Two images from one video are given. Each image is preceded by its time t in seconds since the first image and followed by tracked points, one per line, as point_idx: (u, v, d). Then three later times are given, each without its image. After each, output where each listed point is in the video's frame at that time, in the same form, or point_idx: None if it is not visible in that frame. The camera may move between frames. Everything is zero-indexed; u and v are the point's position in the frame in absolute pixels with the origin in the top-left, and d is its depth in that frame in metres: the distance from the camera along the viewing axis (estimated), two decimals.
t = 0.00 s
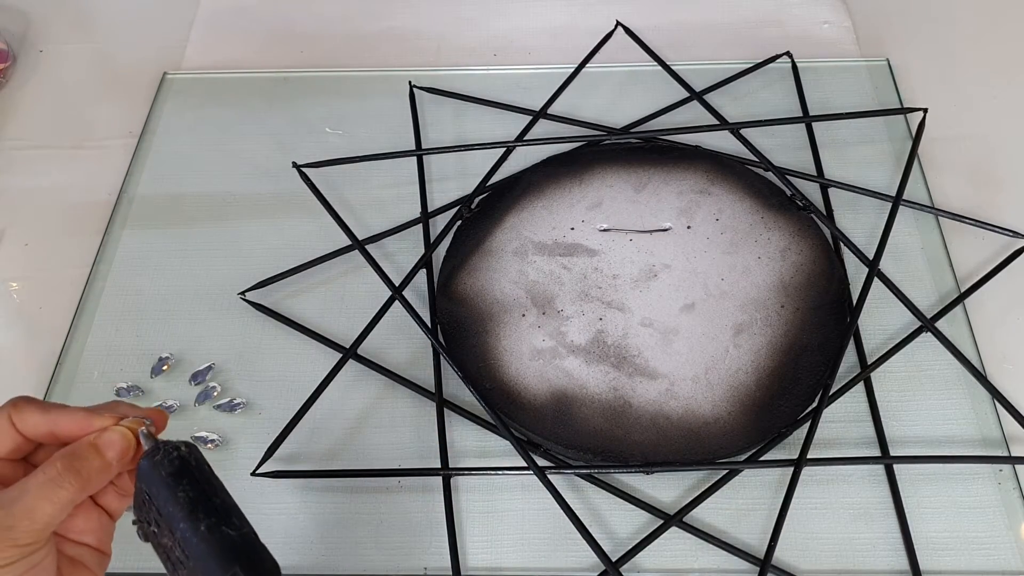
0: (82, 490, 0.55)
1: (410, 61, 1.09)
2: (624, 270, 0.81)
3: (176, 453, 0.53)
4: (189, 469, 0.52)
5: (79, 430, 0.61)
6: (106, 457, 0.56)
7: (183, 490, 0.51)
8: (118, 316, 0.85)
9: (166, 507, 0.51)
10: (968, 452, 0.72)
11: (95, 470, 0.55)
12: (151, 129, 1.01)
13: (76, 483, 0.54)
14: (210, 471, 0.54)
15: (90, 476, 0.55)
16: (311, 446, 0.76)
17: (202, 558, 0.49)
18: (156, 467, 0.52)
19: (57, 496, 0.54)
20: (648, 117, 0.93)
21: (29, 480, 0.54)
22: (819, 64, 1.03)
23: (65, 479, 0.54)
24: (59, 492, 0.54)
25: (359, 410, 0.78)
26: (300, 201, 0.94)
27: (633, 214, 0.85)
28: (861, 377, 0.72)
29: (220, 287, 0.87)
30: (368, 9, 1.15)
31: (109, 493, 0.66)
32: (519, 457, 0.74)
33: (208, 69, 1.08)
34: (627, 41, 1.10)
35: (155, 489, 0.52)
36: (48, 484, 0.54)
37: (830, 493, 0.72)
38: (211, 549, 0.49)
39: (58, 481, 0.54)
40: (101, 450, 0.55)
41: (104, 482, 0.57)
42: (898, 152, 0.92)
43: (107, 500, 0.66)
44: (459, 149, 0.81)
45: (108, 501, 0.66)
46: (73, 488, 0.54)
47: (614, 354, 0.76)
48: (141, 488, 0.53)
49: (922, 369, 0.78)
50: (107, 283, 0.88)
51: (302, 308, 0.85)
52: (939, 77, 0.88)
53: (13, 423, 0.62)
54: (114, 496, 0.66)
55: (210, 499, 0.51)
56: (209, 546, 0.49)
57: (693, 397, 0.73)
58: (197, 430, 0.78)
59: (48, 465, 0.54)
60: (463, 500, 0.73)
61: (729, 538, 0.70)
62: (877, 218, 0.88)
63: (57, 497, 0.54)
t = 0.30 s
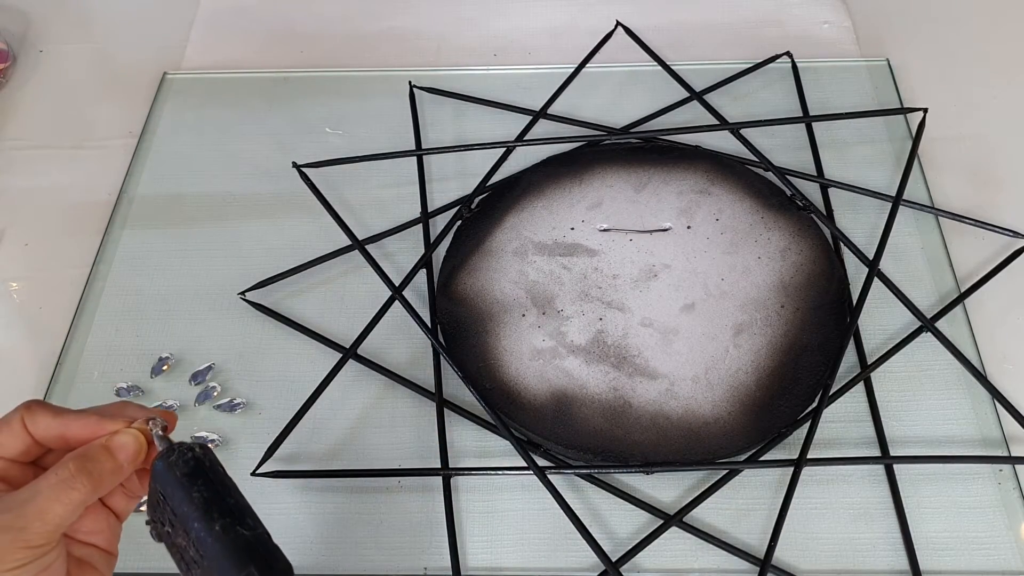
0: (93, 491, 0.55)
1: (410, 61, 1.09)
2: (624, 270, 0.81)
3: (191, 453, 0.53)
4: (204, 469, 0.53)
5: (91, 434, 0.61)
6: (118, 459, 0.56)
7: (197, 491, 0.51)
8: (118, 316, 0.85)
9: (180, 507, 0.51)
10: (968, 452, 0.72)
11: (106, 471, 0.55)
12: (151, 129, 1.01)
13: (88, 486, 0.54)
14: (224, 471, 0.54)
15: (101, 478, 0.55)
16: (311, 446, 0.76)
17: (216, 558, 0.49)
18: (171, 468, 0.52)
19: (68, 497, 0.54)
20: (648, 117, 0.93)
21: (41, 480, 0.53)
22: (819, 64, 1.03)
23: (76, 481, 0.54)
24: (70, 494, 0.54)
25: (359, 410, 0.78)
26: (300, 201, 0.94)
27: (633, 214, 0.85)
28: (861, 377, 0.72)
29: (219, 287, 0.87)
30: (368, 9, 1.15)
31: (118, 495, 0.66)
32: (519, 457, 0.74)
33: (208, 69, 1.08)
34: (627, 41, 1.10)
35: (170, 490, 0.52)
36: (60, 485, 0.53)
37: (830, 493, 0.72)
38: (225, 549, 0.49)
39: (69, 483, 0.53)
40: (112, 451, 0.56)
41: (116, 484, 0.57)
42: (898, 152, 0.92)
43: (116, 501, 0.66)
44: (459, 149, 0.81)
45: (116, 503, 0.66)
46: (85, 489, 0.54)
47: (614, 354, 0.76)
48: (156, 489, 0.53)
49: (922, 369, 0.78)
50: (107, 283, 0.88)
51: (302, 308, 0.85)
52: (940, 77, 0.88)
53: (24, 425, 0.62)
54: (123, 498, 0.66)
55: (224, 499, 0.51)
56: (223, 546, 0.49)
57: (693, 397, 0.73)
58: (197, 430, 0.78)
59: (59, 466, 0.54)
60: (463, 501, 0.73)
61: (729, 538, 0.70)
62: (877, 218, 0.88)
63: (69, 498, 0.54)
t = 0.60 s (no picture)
0: (92, 491, 0.55)
1: (411, 61, 1.09)
2: (624, 270, 0.81)
3: (191, 452, 0.53)
4: (204, 469, 0.53)
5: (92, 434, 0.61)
6: (117, 460, 0.55)
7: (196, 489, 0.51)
8: (118, 316, 0.85)
9: (180, 506, 0.51)
10: (969, 452, 0.72)
11: (105, 472, 0.55)
12: (151, 129, 1.01)
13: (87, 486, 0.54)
14: (224, 471, 0.53)
15: (100, 479, 0.55)
16: (311, 446, 0.76)
17: (215, 558, 0.49)
18: (171, 467, 0.52)
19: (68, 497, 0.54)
20: (648, 117, 0.93)
21: (40, 481, 0.53)
22: (819, 64, 1.03)
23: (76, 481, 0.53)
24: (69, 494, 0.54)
25: (359, 410, 0.78)
26: (300, 201, 0.94)
27: (632, 214, 0.85)
28: (861, 377, 0.72)
29: (220, 287, 0.87)
30: (368, 9, 1.15)
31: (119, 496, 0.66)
32: (519, 457, 0.74)
33: (208, 69, 1.08)
34: (627, 41, 1.10)
35: (170, 488, 0.52)
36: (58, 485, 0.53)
37: (830, 493, 0.72)
38: (224, 549, 0.49)
39: (68, 483, 0.53)
40: (112, 452, 0.55)
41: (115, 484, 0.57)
42: (898, 152, 0.93)
43: (116, 502, 0.66)
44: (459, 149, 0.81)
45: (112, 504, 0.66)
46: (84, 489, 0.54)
47: (614, 354, 0.76)
48: (156, 488, 0.53)
49: (922, 369, 0.78)
50: (107, 283, 0.88)
51: (302, 308, 0.85)
52: (940, 77, 0.88)
53: (24, 425, 0.62)
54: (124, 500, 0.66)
55: (224, 499, 0.51)
56: (222, 546, 0.49)
57: (693, 397, 0.73)
58: (197, 430, 0.78)
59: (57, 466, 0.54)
60: (463, 501, 0.73)
61: (729, 538, 0.70)
62: (877, 218, 0.88)
63: (68, 498, 0.54)
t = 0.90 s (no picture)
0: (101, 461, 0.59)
1: (411, 61, 1.09)
2: (624, 270, 0.81)
3: (209, 428, 0.52)
4: (220, 445, 0.52)
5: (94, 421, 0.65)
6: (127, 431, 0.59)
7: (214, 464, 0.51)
8: (118, 316, 0.85)
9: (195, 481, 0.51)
10: (969, 453, 0.72)
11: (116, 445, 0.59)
12: (151, 129, 1.01)
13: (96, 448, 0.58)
14: (242, 448, 0.53)
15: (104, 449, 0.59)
16: (311, 447, 0.76)
17: (220, 530, 0.49)
18: (189, 441, 0.52)
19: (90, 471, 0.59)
20: (648, 117, 0.93)
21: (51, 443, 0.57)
22: (819, 64, 1.03)
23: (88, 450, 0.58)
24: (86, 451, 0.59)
25: (359, 410, 0.78)
26: (300, 201, 0.94)
27: (633, 214, 0.85)
28: (861, 377, 0.72)
29: (220, 287, 0.87)
30: (368, 9, 1.15)
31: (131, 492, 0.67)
32: (519, 457, 0.74)
33: (208, 69, 1.08)
34: (627, 41, 1.10)
35: (187, 464, 0.52)
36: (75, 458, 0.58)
37: (830, 493, 0.72)
38: (229, 521, 0.49)
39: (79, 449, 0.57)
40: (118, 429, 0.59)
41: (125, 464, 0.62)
42: (898, 152, 0.93)
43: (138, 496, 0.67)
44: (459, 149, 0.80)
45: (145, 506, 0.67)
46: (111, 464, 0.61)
47: (614, 354, 0.76)
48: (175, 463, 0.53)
49: (923, 369, 0.78)
50: (107, 283, 0.88)
51: (302, 308, 0.85)
52: (940, 77, 0.88)
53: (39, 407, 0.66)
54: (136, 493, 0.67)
55: (236, 473, 0.51)
56: (227, 519, 0.49)
57: (693, 397, 0.73)
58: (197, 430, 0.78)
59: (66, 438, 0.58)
60: (464, 501, 0.73)
61: (729, 538, 0.70)
62: (877, 218, 0.88)
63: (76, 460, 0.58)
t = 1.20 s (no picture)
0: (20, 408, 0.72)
1: (411, 60, 1.09)
2: (624, 270, 0.81)
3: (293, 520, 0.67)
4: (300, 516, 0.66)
5: (71, 379, 0.73)
6: (84, 406, 0.75)
7: (255, 505, 0.67)
8: (118, 315, 0.85)
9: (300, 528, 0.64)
10: (968, 452, 0.72)
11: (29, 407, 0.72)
12: (151, 129, 1.01)
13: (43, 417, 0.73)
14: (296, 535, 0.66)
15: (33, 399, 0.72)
16: (311, 446, 0.76)
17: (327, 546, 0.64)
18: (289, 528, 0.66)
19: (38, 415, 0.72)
20: (648, 117, 0.93)
21: None
22: (819, 64, 1.03)
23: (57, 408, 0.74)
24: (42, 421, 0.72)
25: (360, 410, 0.78)
26: (300, 200, 0.94)
27: (633, 214, 0.85)
28: (861, 377, 0.72)
29: (220, 286, 0.87)
30: (368, 9, 1.15)
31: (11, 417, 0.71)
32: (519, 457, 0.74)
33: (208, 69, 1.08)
34: (627, 41, 1.10)
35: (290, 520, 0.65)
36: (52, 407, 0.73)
37: (830, 493, 0.72)
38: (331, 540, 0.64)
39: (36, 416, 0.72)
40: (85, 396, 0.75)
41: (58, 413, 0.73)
42: (898, 152, 0.93)
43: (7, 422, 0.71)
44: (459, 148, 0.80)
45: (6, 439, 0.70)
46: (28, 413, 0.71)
47: (614, 354, 0.76)
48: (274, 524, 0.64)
49: (922, 369, 0.77)
50: (107, 282, 0.88)
51: (301, 308, 0.85)
52: (940, 77, 0.88)
53: (2, 359, 0.72)
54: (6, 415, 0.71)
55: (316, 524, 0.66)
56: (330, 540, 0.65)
57: (693, 397, 0.73)
58: (196, 430, 0.78)
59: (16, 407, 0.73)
60: (464, 500, 0.73)
61: (729, 537, 0.70)
62: (877, 218, 0.88)
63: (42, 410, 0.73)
